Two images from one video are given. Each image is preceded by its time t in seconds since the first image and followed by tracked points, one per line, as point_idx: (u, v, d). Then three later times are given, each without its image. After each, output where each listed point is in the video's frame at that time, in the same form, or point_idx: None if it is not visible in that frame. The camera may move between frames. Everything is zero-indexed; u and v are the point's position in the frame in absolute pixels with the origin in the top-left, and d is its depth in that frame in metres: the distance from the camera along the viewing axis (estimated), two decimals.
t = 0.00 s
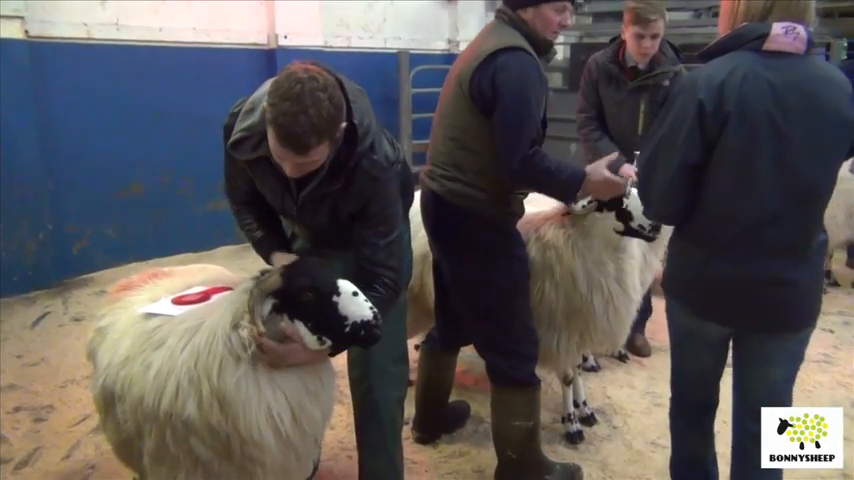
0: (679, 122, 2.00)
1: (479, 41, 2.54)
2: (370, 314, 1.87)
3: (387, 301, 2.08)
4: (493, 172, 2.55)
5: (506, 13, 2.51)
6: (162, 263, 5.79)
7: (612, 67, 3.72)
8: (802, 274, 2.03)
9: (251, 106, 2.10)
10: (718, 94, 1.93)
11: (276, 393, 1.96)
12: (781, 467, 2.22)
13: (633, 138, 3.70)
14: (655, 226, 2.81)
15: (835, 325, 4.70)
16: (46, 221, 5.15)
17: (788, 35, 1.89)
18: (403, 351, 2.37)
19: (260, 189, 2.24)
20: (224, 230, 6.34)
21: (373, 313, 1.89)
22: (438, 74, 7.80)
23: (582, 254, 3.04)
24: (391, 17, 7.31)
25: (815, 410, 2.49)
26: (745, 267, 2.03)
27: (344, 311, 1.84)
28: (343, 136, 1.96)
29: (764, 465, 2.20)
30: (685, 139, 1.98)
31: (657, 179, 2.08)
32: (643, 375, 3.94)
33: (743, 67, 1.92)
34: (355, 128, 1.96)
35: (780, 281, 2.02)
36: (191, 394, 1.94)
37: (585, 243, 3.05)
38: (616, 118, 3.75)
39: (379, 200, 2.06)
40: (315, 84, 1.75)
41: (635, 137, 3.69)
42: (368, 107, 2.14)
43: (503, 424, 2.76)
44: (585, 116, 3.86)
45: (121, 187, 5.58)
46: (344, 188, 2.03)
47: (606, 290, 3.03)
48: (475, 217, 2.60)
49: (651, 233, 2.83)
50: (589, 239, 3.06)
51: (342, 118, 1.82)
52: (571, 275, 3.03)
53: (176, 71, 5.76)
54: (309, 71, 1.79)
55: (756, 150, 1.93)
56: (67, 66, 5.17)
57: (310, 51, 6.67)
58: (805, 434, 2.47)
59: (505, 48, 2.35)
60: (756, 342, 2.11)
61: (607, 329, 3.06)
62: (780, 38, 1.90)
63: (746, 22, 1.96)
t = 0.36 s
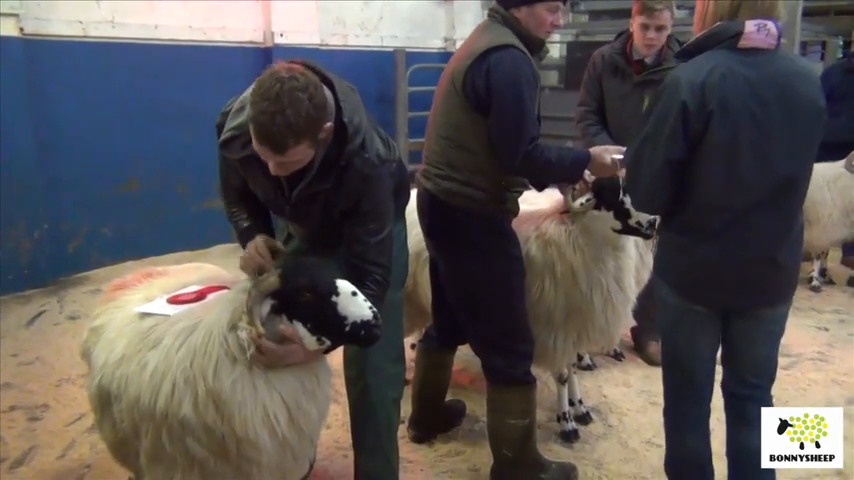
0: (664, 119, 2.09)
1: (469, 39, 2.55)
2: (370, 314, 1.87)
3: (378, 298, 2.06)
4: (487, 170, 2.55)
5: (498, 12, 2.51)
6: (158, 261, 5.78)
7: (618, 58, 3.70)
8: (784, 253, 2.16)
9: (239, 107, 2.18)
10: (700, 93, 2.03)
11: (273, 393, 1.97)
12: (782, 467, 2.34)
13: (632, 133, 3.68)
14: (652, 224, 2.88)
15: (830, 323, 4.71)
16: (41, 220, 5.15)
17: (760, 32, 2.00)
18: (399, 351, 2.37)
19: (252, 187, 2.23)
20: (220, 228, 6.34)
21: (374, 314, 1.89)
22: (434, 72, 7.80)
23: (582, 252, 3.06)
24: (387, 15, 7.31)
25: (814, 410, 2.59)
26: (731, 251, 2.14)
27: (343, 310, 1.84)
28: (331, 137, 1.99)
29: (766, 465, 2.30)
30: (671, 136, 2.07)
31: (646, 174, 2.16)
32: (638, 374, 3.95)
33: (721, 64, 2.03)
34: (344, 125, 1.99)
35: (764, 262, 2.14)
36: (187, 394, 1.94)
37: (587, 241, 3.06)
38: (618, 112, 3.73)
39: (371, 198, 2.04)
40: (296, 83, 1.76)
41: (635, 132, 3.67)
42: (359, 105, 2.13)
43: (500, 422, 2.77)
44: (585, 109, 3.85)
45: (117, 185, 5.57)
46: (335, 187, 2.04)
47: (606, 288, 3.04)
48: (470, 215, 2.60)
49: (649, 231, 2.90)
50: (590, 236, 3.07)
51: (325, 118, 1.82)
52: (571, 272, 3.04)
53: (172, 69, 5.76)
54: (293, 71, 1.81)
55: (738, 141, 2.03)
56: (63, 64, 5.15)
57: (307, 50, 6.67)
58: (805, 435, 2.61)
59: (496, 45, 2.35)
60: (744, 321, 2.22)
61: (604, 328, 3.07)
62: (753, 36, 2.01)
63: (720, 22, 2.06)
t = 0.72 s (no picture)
0: (657, 121, 2.11)
1: (462, 43, 2.56)
2: (361, 314, 1.88)
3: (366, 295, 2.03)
4: (478, 171, 2.55)
5: (488, 15, 2.51)
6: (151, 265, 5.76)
7: (619, 55, 3.70)
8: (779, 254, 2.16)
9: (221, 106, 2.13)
10: (692, 97, 2.05)
11: (263, 400, 1.97)
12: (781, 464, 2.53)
13: (627, 133, 3.66)
14: (645, 223, 2.86)
15: (823, 327, 4.72)
16: (33, 223, 5.12)
17: (750, 37, 2.03)
18: (391, 355, 2.36)
19: (241, 194, 2.24)
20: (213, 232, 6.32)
21: (365, 313, 1.89)
22: (428, 75, 7.80)
23: (574, 256, 3.06)
24: (381, 18, 7.31)
25: (815, 411, 2.79)
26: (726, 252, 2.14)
27: (333, 312, 1.85)
28: (315, 135, 1.99)
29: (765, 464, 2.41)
30: (663, 138, 2.10)
31: (639, 176, 2.17)
32: (631, 377, 3.95)
33: (711, 67, 2.06)
34: (327, 123, 1.99)
35: (758, 263, 2.14)
36: (175, 401, 1.92)
37: (578, 244, 3.05)
38: (615, 110, 3.71)
39: (357, 197, 2.04)
40: (266, 84, 1.76)
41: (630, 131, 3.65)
42: (343, 105, 2.13)
43: (493, 426, 2.75)
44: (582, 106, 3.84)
45: (110, 189, 5.56)
46: (322, 185, 2.03)
47: (597, 293, 3.04)
48: (463, 217, 2.60)
49: (641, 230, 2.88)
50: (580, 239, 3.05)
51: (299, 122, 1.80)
52: (562, 277, 3.04)
53: (166, 73, 5.75)
54: (268, 72, 1.81)
55: (729, 142, 2.05)
56: (55, 67, 5.14)
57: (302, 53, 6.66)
58: (805, 435, 2.79)
59: (489, 46, 2.35)
60: (737, 325, 2.22)
61: (595, 332, 3.07)
62: (744, 41, 2.04)
63: (712, 28, 2.08)
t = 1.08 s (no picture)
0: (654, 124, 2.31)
1: (455, 49, 2.57)
2: (352, 314, 1.88)
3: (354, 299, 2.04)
4: (469, 176, 2.56)
5: (483, 21, 2.51)
6: (144, 271, 5.74)
7: (597, 66, 3.72)
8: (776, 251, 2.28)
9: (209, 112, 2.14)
10: (683, 100, 2.25)
11: (251, 405, 1.96)
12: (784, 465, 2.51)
13: (611, 142, 3.68)
14: (635, 227, 2.84)
15: (815, 334, 4.74)
16: (24, 230, 5.10)
17: (746, 45, 2.20)
18: (383, 362, 2.36)
19: (230, 200, 2.24)
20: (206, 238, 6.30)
21: (355, 313, 1.89)
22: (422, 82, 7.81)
23: (566, 262, 3.05)
24: (374, 25, 7.30)
25: (815, 411, 2.77)
26: (722, 248, 2.29)
27: (323, 313, 1.84)
28: (298, 138, 1.98)
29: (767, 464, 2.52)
30: (659, 140, 2.30)
31: (638, 176, 2.37)
32: (624, 384, 3.95)
33: (703, 74, 2.25)
34: (312, 128, 1.99)
35: (754, 259, 2.28)
36: (164, 408, 1.92)
37: (569, 250, 3.04)
38: (596, 120, 3.72)
39: (344, 201, 2.03)
40: (244, 87, 1.76)
41: (614, 141, 3.67)
42: (329, 109, 2.13)
43: (486, 433, 2.75)
44: (563, 117, 3.81)
45: (102, 194, 5.54)
46: (307, 190, 2.03)
47: (588, 299, 3.03)
48: (455, 222, 2.60)
49: (631, 234, 2.86)
50: (571, 244, 3.05)
51: (278, 124, 1.80)
52: (553, 283, 3.04)
53: (158, 77, 5.74)
54: (252, 75, 1.81)
55: (719, 144, 2.23)
56: (48, 72, 5.12)
57: (296, 59, 6.63)
58: (805, 435, 2.71)
59: (484, 51, 2.36)
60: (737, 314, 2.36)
61: (587, 339, 3.07)
62: (740, 49, 2.21)
63: (712, 38, 2.28)
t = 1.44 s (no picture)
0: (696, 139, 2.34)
1: (443, 57, 2.58)
2: (342, 320, 1.88)
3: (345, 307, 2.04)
4: (463, 183, 2.57)
5: (474, 27, 2.52)
6: (135, 278, 5.72)
7: (598, 78, 3.69)
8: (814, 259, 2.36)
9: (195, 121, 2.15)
10: (722, 118, 2.30)
11: (241, 415, 1.95)
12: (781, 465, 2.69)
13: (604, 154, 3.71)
14: (622, 237, 2.88)
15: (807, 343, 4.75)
16: (14, 237, 5.07)
17: (781, 66, 2.25)
18: (375, 371, 2.35)
19: (218, 210, 2.23)
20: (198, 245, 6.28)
21: (346, 319, 1.89)
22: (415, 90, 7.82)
23: (554, 269, 3.03)
24: (368, 33, 7.31)
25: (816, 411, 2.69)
26: (766, 257, 2.35)
27: (314, 320, 1.84)
28: (283, 145, 1.97)
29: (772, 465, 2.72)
30: (699, 155, 2.35)
31: (682, 190, 2.41)
32: (617, 393, 3.95)
33: (741, 91, 2.30)
34: (297, 135, 1.98)
35: (798, 265, 2.35)
36: (152, 418, 1.91)
37: (557, 259, 3.03)
38: (592, 134, 3.73)
39: (332, 207, 2.03)
40: (227, 93, 1.76)
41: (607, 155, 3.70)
42: (314, 116, 2.12)
43: (478, 443, 2.74)
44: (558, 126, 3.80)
45: (93, 201, 5.52)
46: (294, 197, 2.03)
47: (577, 308, 3.03)
48: (448, 230, 2.61)
49: (620, 244, 2.89)
50: (560, 253, 3.02)
51: (264, 128, 1.80)
52: (542, 292, 3.04)
53: (150, 84, 5.74)
54: (236, 81, 1.82)
55: (761, 158, 2.29)
56: (39, 79, 5.10)
57: (289, 67, 6.63)
58: (805, 435, 2.71)
59: (476, 57, 2.37)
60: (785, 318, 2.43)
61: (577, 348, 3.07)
62: (775, 69, 2.26)
63: (749, 58, 2.33)
